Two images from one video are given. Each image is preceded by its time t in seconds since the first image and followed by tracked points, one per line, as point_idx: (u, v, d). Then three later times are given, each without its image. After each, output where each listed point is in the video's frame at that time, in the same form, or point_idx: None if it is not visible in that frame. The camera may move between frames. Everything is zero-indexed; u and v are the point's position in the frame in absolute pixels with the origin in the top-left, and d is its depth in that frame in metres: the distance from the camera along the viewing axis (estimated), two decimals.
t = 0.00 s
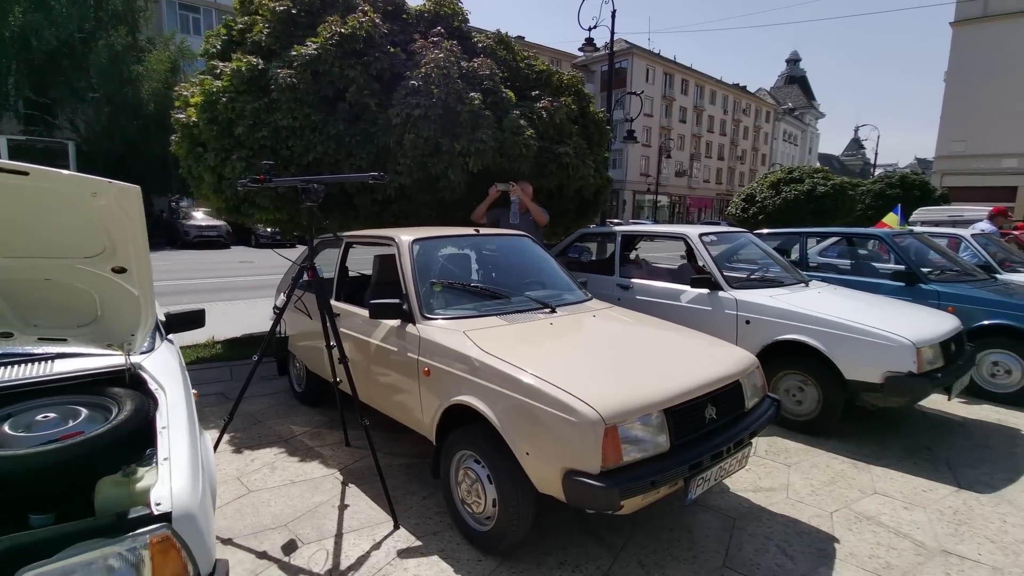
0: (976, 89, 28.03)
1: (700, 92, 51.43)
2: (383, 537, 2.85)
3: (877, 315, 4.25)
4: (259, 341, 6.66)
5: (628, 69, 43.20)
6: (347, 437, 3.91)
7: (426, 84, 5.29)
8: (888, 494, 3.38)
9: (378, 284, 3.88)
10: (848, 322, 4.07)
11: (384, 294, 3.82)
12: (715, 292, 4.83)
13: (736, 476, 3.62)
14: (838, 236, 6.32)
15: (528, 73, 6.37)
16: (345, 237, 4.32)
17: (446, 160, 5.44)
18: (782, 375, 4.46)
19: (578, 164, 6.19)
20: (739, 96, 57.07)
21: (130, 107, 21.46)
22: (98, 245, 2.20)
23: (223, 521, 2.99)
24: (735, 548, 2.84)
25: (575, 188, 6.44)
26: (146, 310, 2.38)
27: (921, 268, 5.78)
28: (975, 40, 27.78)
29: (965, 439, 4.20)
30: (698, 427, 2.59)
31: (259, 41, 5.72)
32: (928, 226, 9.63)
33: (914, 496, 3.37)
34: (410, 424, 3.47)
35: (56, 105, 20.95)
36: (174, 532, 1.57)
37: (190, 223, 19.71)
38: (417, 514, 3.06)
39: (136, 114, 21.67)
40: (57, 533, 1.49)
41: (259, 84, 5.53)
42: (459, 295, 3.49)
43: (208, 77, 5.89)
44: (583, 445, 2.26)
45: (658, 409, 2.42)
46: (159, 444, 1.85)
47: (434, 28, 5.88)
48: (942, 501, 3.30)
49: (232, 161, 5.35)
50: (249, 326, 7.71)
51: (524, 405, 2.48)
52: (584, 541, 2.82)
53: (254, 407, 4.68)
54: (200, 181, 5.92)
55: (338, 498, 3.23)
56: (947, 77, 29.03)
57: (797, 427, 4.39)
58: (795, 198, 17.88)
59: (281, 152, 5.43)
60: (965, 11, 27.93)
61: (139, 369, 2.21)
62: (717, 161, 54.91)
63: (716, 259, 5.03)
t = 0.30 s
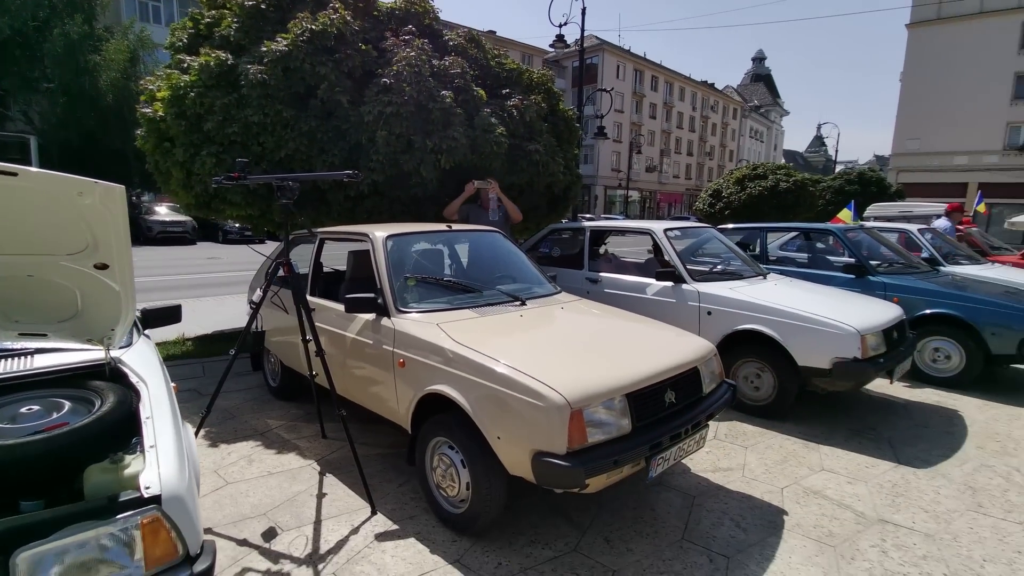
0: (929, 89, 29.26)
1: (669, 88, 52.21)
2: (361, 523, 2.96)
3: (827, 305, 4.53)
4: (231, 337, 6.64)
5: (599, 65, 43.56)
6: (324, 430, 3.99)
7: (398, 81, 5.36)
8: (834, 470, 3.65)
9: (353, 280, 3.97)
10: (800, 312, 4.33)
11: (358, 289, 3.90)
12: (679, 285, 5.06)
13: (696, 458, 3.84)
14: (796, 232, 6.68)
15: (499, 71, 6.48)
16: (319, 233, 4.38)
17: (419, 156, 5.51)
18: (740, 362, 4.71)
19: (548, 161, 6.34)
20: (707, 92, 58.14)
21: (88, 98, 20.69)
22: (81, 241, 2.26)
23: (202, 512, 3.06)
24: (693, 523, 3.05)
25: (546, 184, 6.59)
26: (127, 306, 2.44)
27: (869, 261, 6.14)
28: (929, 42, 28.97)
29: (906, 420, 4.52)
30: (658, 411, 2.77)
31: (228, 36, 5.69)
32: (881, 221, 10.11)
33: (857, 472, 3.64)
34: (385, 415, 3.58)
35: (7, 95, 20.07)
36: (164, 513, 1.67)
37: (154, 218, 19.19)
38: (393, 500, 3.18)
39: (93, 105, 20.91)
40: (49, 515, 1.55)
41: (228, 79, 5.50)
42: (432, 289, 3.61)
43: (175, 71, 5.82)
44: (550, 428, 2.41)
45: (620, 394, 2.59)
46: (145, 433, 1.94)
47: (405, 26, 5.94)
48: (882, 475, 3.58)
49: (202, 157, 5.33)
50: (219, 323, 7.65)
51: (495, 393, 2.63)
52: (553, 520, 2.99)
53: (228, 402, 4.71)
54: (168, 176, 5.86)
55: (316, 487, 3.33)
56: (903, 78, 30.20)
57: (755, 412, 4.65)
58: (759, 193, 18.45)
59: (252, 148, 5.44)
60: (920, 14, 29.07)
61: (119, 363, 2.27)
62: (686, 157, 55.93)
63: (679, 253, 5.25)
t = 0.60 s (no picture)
0: (904, 87, 29.87)
1: (653, 84, 52.53)
2: (342, 510, 3.05)
3: (796, 298, 4.70)
4: (212, 333, 6.64)
5: (583, 60, 43.65)
6: (306, 422, 4.06)
7: (379, 78, 5.42)
8: (799, 455, 3.82)
9: (333, 274, 4.02)
10: (769, 305, 4.49)
11: (339, 284, 3.97)
12: (655, 278, 5.19)
13: (669, 445, 3.98)
14: (772, 226, 6.80)
15: (480, 68, 6.54)
16: (299, 229, 4.43)
17: (400, 152, 5.57)
18: (714, 354, 4.87)
19: (528, 157, 6.44)
20: (691, 88, 58.57)
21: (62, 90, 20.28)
22: (63, 237, 2.30)
23: (185, 502, 3.12)
24: (663, 506, 3.18)
25: (526, 180, 6.68)
26: (108, 300, 2.47)
27: (839, 255, 6.38)
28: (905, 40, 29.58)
29: (870, 407, 4.72)
30: (628, 399, 2.89)
31: (206, 30, 5.67)
32: (854, 216, 10.37)
33: (821, 456, 3.81)
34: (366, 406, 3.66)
35: None
36: (148, 497, 1.74)
37: (132, 213, 18.89)
38: (374, 489, 3.27)
39: (68, 97, 20.50)
40: (36, 501, 1.62)
41: (207, 74, 5.49)
42: (412, 283, 3.68)
43: (153, 65, 5.79)
44: (523, 415, 2.52)
45: (591, 383, 2.70)
46: (128, 422, 2.00)
47: (385, 22, 5.98)
48: (843, 459, 3.76)
49: (182, 153, 5.33)
50: (201, 319, 7.63)
51: (471, 383, 2.73)
52: (529, 505, 3.10)
53: (210, 396, 4.75)
54: (147, 171, 5.84)
55: (298, 477, 3.40)
56: (880, 75, 30.78)
57: (727, 402, 4.80)
58: (739, 189, 18.76)
59: (232, 143, 5.46)
60: (896, 13, 29.63)
61: (101, 356, 2.32)
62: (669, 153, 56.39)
63: (656, 248, 5.38)
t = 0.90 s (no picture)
0: (895, 85, 30.10)
1: (647, 81, 52.66)
2: (325, 497, 3.15)
3: (772, 292, 4.82)
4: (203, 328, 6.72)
5: (577, 57, 43.71)
6: (293, 413, 4.15)
7: (366, 76, 5.50)
8: (771, 444, 3.94)
9: (319, 269, 4.12)
10: (745, 299, 4.61)
11: (324, 278, 4.06)
12: (636, 273, 5.31)
13: (646, 435, 4.10)
14: (755, 224, 6.88)
15: (467, 66, 6.63)
16: (286, 225, 4.52)
17: (387, 150, 5.68)
18: (693, 347, 4.99)
19: (515, 155, 6.53)
20: (685, 86, 58.73)
21: (53, 87, 20.22)
22: (49, 229, 2.39)
23: (172, 489, 3.21)
24: (636, 491, 3.30)
25: (513, 177, 6.78)
26: (94, 292, 2.56)
27: (820, 251, 6.51)
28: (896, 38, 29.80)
29: (844, 398, 4.85)
30: (600, 387, 3.00)
31: (195, 28, 5.74)
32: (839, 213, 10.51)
33: (792, 445, 3.94)
34: (350, 398, 3.76)
35: None
36: (131, 476, 1.84)
37: (124, 210, 18.88)
38: (357, 476, 3.37)
39: (60, 94, 20.45)
40: (23, 479, 1.72)
41: (196, 72, 5.56)
42: (394, 277, 3.78)
43: (142, 62, 5.85)
44: (496, 402, 2.62)
45: (563, 372, 2.81)
46: (113, 407, 2.09)
47: (373, 21, 6.06)
48: (814, 447, 3.88)
49: (171, 150, 5.40)
50: (192, 314, 7.70)
51: (447, 372, 2.83)
52: (506, 491, 3.21)
53: (199, 389, 4.83)
54: (137, 167, 5.91)
55: (284, 466, 3.50)
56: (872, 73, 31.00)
57: (706, 394, 4.92)
58: (730, 186, 18.91)
59: (221, 140, 5.54)
60: (887, 11, 29.84)
61: (87, 346, 2.40)
62: (664, 150, 56.55)
63: (638, 244, 5.50)
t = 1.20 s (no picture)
0: (893, 81, 30.12)
1: (646, 77, 52.63)
2: (311, 483, 3.24)
3: (754, 285, 4.90)
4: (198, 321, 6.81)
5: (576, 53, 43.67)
6: (282, 404, 4.24)
7: (356, 72, 5.56)
8: (749, 433, 4.04)
9: (307, 263, 4.20)
10: (727, 292, 4.70)
11: (312, 272, 4.14)
12: (623, 267, 5.39)
13: (629, 425, 4.19)
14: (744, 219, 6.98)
15: (458, 63, 6.69)
16: (276, 219, 4.59)
17: (378, 146, 5.78)
18: (677, 340, 5.07)
19: (505, 150, 6.61)
20: (684, 81, 58.69)
21: (50, 83, 20.25)
22: (37, 222, 2.47)
23: (162, 476, 3.30)
24: (615, 478, 3.39)
25: (504, 172, 6.85)
26: (83, 282, 2.64)
27: (806, 246, 6.59)
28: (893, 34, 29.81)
29: (825, 389, 4.95)
30: (577, 376, 3.09)
31: (187, 25, 5.80)
32: (831, 208, 10.58)
33: (770, 434, 4.03)
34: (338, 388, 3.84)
35: None
36: (115, 457, 1.93)
37: (122, 206, 18.94)
38: (343, 464, 3.46)
39: (57, 90, 20.51)
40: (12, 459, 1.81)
41: (188, 68, 5.63)
42: (380, 270, 3.86)
43: (135, 59, 5.91)
44: (473, 390, 2.71)
45: (539, 361, 2.89)
46: (99, 393, 2.18)
47: (363, 18, 6.13)
48: (791, 436, 3.97)
49: (164, 146, 5.48)
50: (187, 309, 7.79)
51: (428, 361, 2.92)
52: (487, 478, 3.30)
53: (192, 381, 4.92)
54: (131, 163, 5.98)
55: (272, 454, 3.59)
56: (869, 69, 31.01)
57: (689, 386, 5.01)
58: (725, 181, 18.99)
59: (213, 136, 5.62)
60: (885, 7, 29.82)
61: (76, 335, 2.48)
62: (662, 146, 56.57)
63: (625, 238, 5.57)
